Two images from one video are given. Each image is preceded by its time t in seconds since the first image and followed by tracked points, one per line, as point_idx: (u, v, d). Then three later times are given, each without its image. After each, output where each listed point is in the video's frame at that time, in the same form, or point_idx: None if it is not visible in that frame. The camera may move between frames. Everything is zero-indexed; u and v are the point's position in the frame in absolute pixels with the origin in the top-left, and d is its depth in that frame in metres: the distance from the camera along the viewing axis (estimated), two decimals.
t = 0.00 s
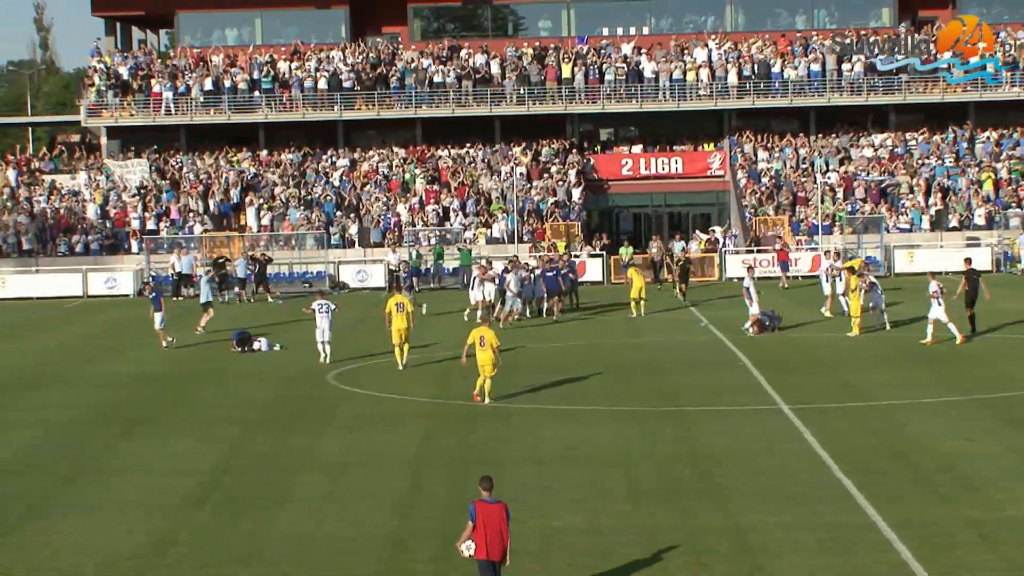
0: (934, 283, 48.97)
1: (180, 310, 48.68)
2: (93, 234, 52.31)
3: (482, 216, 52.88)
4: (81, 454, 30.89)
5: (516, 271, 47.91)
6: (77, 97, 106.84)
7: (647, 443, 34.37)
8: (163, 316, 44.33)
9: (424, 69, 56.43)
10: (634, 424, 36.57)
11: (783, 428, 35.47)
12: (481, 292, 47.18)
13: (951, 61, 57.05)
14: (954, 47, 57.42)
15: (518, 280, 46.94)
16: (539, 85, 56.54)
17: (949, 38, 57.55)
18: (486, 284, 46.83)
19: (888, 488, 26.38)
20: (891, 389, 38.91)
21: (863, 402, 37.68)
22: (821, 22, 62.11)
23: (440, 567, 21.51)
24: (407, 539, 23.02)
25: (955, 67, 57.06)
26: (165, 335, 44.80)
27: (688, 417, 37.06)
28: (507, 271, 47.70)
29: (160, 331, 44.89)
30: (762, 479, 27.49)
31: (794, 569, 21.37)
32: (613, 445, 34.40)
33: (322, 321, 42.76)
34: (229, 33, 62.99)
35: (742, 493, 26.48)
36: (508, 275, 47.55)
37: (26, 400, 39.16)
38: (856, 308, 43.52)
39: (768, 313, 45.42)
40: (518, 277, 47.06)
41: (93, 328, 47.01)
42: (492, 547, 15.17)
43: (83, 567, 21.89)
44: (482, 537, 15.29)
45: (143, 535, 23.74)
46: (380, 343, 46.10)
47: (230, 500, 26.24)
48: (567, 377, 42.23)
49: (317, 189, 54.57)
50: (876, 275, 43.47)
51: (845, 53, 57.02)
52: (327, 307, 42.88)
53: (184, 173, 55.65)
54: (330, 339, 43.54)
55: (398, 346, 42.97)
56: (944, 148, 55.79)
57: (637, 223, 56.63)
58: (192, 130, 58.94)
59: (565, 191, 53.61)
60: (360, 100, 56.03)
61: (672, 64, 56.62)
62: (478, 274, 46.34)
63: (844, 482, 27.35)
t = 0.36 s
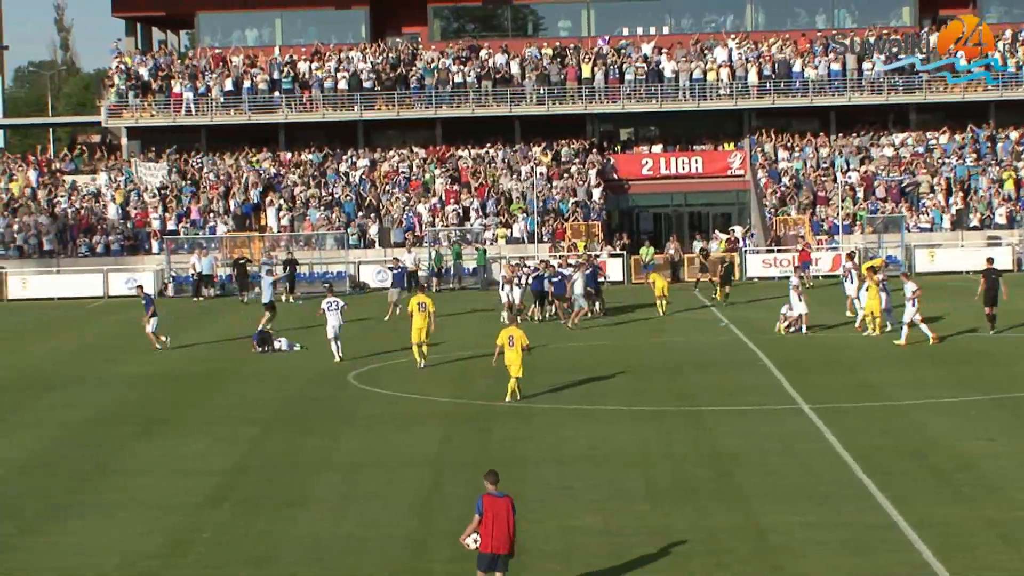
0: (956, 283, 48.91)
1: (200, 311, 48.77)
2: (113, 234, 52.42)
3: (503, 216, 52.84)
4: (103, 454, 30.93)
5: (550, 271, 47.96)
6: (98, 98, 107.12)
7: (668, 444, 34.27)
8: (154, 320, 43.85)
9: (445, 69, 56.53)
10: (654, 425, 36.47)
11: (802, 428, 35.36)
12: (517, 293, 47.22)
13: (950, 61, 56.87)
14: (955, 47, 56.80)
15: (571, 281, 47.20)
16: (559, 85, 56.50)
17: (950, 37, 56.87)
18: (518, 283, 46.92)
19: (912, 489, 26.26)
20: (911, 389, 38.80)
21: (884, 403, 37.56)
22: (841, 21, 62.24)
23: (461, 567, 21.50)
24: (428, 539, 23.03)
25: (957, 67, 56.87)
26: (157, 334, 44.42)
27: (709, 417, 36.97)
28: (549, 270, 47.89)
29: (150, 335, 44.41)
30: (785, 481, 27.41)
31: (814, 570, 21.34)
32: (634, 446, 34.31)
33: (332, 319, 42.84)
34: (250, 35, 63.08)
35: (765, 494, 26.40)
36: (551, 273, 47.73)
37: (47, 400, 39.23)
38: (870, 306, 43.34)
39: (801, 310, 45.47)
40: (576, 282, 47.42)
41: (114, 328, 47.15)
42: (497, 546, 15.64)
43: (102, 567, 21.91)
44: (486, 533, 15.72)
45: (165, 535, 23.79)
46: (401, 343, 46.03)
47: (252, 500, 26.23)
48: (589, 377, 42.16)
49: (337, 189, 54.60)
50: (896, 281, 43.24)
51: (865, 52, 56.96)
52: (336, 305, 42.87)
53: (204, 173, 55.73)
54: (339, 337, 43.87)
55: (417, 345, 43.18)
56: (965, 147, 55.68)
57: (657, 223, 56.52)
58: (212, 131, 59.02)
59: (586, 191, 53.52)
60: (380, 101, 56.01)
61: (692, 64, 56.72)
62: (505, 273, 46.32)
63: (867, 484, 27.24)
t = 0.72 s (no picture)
0: (969, 281, 48.93)
1: (211, 313, 48.81)
2: (125, 235, 52.29)
3: (515, 216, 52.79)
4: (116, 453, 31.00)
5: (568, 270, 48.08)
6: (111, 99, 107.40)
7: (681, 444, 34.25)
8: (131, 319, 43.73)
9: (457, 69, 56.47)
10: (666, 425, 36.47)
11: (814, 428, 35.34)
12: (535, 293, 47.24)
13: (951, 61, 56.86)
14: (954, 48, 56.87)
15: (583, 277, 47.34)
16: (571, 85, 56.44)
17: (949, 38, 56.93)
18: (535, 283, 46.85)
19: (925, 490, 26.22)
20: (925, 388, 38.77)
21: (896, 402, 37.53)
22: (853, 20, 62.12)
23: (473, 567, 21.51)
24: (439, 539, 23.06)
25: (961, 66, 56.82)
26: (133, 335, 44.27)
27: (721, 417, 36.96)
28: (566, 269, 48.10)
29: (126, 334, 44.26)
30: (799, 481, 27.38)
31: (824, 570, 21.35)
32: (646, 446, 34.31)
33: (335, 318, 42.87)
34: (261, 35, 63.22)
35: (779, 494, 26.38)
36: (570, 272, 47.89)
37: (59, 400, 39.32)
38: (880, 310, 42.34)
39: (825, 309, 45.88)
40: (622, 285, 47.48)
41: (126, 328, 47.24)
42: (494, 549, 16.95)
43: (114, 567, 21.96)
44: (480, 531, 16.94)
45: (178, 534, 23.85)
46: (415, 343, 46.05)
47: (267, 501, 26.22)
48: (602, 377, 42.19)
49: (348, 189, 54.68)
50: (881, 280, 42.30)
51: (877, 51, 56.99)
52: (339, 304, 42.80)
53: (216, 173, 55.77)
54: (339, 335, 44.10)
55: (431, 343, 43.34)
56: (977, 145, 55.69)
57: (669, 223, 56.36)
58: (224, 132, 59.05)
59: (598, 190, 53.48)
60: (392, 101, 55.94)
61: (704, 63, 56.73)
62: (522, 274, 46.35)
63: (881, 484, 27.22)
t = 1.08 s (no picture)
0: (958, 282, 49.03)
1: (200, 316, 48.75)
2: (114, 238, 52.26)
3: (503, 218, 52.67)
4: (108, 456, 30.95)
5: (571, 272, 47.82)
6: (98, 103, 106.72)
7: (673, 445, 34.34)
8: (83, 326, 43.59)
9: (444, 72, 56.42)
10: (657, 425, 36.57)
11: (805, 429, 35.46)
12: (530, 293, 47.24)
13: (951, 62, 57.13)
14: (955, 48, 57.25)
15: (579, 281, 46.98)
16: (559, 87, 56.38)
17: (949, 39, 57.39)
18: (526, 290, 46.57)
19: (915, 491, 26.38)
20: (913, 389, 38.90)
21: (885, 402, 37.65)
22: (841, 22, 62.27)
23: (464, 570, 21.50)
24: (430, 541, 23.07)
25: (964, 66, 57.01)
26: (88, 340, 44.85)
27: (710, 419, 36.99)
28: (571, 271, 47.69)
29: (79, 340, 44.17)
30: (789, 483, 27.51)
31: (816, 571, 21.38)
32: (638, 447, 34.40)
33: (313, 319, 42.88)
34: (250, 38, 63.16)
35: (769, 496, 26.46)
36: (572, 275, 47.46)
37: (49, 402, 39.23)
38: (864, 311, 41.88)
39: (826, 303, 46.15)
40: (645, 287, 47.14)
41: (115, 331, 47.16)
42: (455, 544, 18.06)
43: (106, 569, 21.94)
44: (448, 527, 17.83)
45: (169, 537, 23.82)
46: (405, 346, 46.06)
47: (260, 503, 26.22)
48: (592, 379, 42.27)
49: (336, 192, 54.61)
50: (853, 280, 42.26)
51: (866, 53, 56.93)
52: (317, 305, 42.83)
53: (204, 176, 55.75)
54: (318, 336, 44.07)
55: (421, 344, 43.46)
56: (965, 147, 55.82)
57: (657, 225, 56.28)
58: (213, 135, 58.99)
59: (586, 193, 53.44)
60: (380, 103, 55.95)
61: (692, 65, 56.62)
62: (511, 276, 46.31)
63: (870, 485, 27.37)
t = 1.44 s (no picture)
0: (930, 285, 49.14)
1: (169, 320, 48.52)
2: (83, 242, 52.03)
3: (474, 221, 52.69)
4: (73, 462, 30.75)
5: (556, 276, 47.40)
6: (67, 106, 106.27)
7: (642, 448, 34.35)
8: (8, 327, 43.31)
9: (414, 76, 56.30)
10: (629, 429, 36.58)
11: (777, 431, 35.53)
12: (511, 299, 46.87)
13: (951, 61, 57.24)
14: (955, 46, 57.69)
15: (565, 286, 46.53)
16: (530, 90, 56.35)
17: (949, 38, 57.91)
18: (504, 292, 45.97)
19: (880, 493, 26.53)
20: (880, 391, 39.04)
21: (854, 405, 37.71)
22: (813, 26, 62.26)
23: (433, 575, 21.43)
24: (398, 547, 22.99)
25: (954, 67, 57.21)
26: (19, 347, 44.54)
27: (678, 422, 37.00)
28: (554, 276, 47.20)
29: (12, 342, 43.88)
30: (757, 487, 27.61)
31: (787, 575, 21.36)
32: (607, 450, 34.41)
33: (275, 322, 42.91)
34: (220, 41, 63.24)
35: (736, 500, 26.45)
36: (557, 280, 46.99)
37: (16, 409, 38.95)
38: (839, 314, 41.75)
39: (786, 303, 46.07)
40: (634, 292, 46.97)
41: (82, 336, 46.90)
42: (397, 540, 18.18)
43: None
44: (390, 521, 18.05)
45: (133, 543, 23.63)
46: (375, 349, 45.96)
47: (228, 506, 26.11)
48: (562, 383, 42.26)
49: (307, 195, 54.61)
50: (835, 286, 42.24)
51: (836, 57, 57.10)
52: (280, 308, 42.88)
53: (174, 179, 55.55)
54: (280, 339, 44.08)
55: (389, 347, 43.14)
56: (935, 150, 55.93)
57: (628, 228, 56.34)
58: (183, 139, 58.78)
59: (557, 197, 53.16)
60: (350, 107, 56.09)
61: (662, 68, 56.84)
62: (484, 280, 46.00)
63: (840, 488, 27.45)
